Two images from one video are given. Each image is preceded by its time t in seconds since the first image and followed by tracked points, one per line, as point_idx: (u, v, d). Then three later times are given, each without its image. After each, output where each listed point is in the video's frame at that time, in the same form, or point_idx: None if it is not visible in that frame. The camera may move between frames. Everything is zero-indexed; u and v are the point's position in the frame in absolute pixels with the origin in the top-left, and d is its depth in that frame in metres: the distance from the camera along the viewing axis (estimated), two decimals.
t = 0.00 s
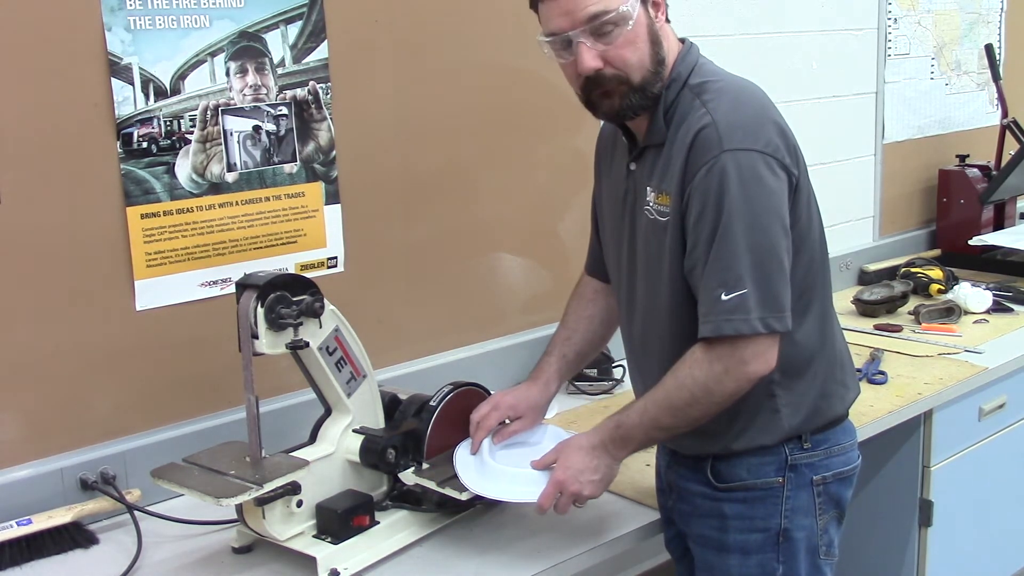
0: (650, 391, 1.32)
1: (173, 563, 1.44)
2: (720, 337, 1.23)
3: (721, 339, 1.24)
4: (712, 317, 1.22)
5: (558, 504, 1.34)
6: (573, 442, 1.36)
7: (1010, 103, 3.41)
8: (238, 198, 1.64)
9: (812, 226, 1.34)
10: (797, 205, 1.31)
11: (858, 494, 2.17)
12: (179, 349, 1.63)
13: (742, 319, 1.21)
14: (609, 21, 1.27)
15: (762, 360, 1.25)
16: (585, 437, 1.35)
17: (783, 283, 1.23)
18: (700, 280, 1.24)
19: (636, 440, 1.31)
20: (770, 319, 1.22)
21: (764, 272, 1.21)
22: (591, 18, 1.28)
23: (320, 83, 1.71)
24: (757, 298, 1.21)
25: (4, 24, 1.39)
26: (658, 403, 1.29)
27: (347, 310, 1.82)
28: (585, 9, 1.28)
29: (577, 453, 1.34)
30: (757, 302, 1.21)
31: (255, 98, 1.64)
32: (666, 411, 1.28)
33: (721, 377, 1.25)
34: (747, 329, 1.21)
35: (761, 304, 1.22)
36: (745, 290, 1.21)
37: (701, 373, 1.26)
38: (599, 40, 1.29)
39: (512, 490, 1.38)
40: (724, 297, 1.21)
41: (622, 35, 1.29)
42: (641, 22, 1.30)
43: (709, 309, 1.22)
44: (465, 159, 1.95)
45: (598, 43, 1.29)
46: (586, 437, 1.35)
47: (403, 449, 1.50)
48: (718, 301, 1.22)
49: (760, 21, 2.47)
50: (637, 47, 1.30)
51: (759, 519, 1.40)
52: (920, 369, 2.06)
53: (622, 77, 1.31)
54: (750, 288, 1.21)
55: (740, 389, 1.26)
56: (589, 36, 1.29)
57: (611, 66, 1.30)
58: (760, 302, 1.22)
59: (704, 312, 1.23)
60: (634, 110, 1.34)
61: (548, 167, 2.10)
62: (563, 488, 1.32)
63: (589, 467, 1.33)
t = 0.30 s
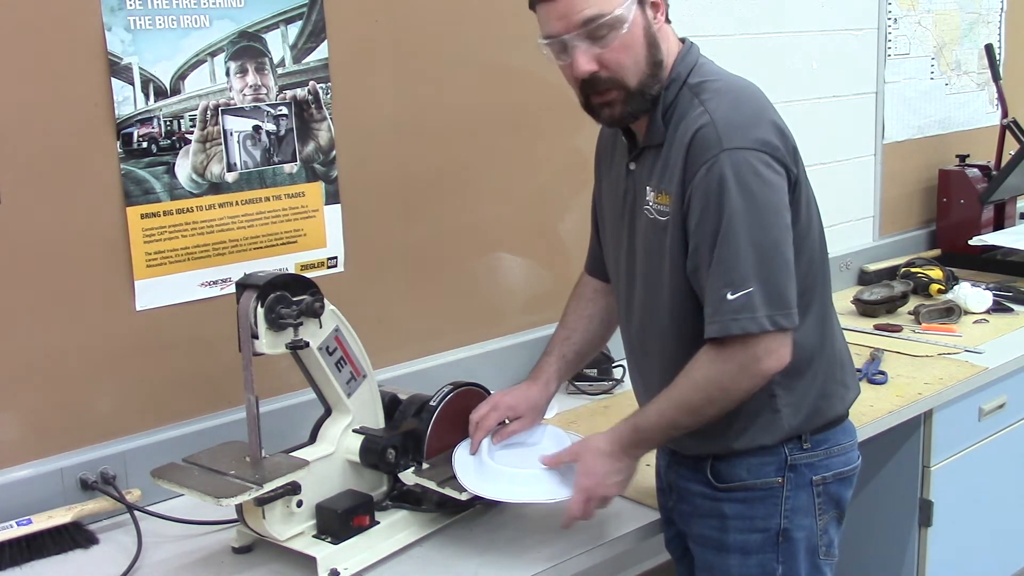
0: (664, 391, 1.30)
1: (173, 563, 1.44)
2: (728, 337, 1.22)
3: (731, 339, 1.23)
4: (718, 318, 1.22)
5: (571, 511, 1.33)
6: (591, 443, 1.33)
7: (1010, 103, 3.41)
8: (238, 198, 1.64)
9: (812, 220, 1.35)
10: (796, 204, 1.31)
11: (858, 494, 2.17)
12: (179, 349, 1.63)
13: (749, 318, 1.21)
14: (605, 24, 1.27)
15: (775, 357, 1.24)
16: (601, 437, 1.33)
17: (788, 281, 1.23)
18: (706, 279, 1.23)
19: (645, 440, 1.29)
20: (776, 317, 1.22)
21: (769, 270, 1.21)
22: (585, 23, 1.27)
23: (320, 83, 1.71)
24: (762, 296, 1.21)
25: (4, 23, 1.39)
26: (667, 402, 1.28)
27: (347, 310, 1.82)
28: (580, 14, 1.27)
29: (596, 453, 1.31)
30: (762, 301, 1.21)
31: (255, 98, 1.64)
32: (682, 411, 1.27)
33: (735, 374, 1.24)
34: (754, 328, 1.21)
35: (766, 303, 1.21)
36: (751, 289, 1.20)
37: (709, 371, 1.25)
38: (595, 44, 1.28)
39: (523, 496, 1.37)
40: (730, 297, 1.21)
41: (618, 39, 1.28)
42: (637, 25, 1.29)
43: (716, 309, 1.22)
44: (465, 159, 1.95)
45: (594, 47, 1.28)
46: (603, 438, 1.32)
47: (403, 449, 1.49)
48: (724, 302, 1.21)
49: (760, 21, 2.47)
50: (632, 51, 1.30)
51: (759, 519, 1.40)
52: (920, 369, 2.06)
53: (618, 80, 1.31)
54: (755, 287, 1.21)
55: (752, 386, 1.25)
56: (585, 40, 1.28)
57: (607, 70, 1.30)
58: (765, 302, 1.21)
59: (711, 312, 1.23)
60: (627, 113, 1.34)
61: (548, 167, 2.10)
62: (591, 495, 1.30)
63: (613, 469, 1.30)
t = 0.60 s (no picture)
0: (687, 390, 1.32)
1: (173, 563, 1.44)
2: (746, 341, 1.23)
3: (748, 343, 1.24)
4: (734, 322, 1.22)
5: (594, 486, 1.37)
6: (621, 435, 1.36)
7: (1010, 103, 3.41)
8: (238, 198, 1.64)
9: (814, 214, 1.35)
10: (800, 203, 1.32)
11: (858, 494, 2.17)
12: (179, 349, 1.63)
13: (764, 320, 1.21)
14: (554, 68, 1.29)
15: (793, 357, 1.25)
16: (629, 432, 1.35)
17: (799, 280, 1.23)
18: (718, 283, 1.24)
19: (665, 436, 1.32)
20: (789, 319, 1.22)
21: (781, 272, 1.21)
22: (538, 64, 1.31)
23: (320, 83, 1.71)
24: (776, 298, 1.22)
25: (4, 23, 1.39)
26: (692, 402, 1.29)
27: (347, 310, 1.82)
28: (535, 55, 1.31)
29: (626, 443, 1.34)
30: (777, 302, 1.22)
31: (255, 98, 1.64)
32: (704, 408, 1.29)
33: (751, 377, 1.25)
34: (771, 330, 1.22)
35: (780, 304, 1.22)
36: (764, 291, 1.21)
37: (729, 374, 1.26)
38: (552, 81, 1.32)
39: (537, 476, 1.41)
40: (744, 301, 1.21)
41: (570, 80, 1.30)
42: (588, 64, 1.29)
43: (730, 314, 1.22)
44: (465, 159, 1.95)
45: (550, 86, 1.32)
46: (634, 431, 1.35)
47: (403, 449, 1.49)
48: (738, 305, 1.21)
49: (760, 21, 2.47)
50: (588, 87, 1.32)
51: (762, 518, 1.40)
52: (920, 369, 2.06)
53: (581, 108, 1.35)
54: (769, 289, 1.21)
55: (772, 387, 1.26)
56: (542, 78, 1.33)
57: (568, 100, 1.34)
58: (779, 304, 1.22)
59: (726, 318, 1.23)
60: (602, 134, 1.38)
61: (548, 167, 2.10)
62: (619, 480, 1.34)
63: (640, 461, 1.33)
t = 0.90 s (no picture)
0: (611, 389, 1.27)
1: (173, 563, 1.44)
2: (700, 343, 1.22)
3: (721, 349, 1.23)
4: (697, 324, 1.21)
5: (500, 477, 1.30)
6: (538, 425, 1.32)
7: (1010, 103, 3.41)
8: (238, 198, 1.64)
9: (817, 229, 1.34)
10: (801, 216, 1.31)
11: (858, 494, 2.17)
12: (179, 349, 1.63)
13: (725, 329, 1.20)
14: (554, 71, 1.29)
15: (719, 372, 1.23)
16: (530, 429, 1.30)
17: (775, 295, 1.22)
18: (688, 285, 1.23)
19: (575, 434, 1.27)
20: (761, 332, 1.21)
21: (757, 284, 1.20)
22: (539, 67, 1.31)
23: (320, 83, 1.71)
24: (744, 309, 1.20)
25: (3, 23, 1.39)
26: (613, 397, 1.25)
27: (348, 310, 1.82)
28: (535, 59, 1.31)
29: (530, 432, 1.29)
30: (747, 311, 1.20)
31: (255, 98, 1.64)
32: (618, 405, 1.25)
33: (682, 380, 1.23)
34: (733, 339, 1.20)
35: (747, 316, 1.20)
36: (733, 300, 1.20)
37: (658, 374, 1.24)
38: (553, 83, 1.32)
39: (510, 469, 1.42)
40: (710, 304, 1.21)
41: (570, 82, 1.30)
42: (588, 66, 1.28)
43: (694, 315, 1.22)
44: (465, 159, 1.95)
45: (551, 87, 1.32)
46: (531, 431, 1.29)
47: (403, 449, 1.50)
48: (704, 307, 1.21)
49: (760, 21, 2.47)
50: (589, 88, 1.31)
51: (765, 518, 1.40)
52: (920, 369, 2.06)
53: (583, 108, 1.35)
54: (738, 298, 1.20)
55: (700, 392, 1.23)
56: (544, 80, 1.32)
57: (570, 101, 1.34)
58: (748, 315, 1.21)
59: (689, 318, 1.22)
60: (607, 133, 1.38)
61: (548, 167, 2.10)
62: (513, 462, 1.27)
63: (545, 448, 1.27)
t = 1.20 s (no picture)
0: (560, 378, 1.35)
1: (174, 563, 1.44)
2: (639, 330, 1.23)
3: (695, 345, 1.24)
4: (638, 308, 1.23)
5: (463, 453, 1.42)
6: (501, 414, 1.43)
7: (1010, 103, 3.41)
8: (238, 198, 1.64)
9: (807, 241, 1.33)
10: (787, 227, 1.30)
11: (857, 494, 2.17)
12: (179, 349, 1.63)
13: (661, 320, 1.22)
14: (553, 68, 1.29)
15: (648, 361, 1.24)
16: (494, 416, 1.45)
17: (727, 297, 1.22)
18: (640, 273, 1.24)
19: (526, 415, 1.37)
20: (705, 331, 1.22)
21: (708, 283, 1.20)
22: (538, 64, 1.31)
23: (320, 83, 1.71)
24: (689, 305, 1.21)
25: (3, 23, 1.39)
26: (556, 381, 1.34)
27: (348, 310, 1.82)
28: (534, 55, 1.31)
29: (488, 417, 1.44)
30: (688, 308, 1.21)
31: (255, 98, 1.64)
32: (556, 390, 1.33)
33: (609, 365, 1.27)
34: (671, 332, 1.22)
35: (690, 311, 1.21)
36: (678, 294, 1.20)
37: (594, 359, 1.29)
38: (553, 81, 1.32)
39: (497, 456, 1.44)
40: (655, 295, 1.21)
41: (569, 80, 1.30)
42: (587, 64, 1.28)
43: (637, 300, 1.23)
44: (465, 159, 1.95)
45: (550, 85, 1.32)
46: (488, 416, 1.45)
47: (403, 449, 1.50)
48: (647, 297, 1.22)
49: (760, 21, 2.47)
50: (588, 86, 1.31)
51: (760, 519, 1.40)
52: (920, 368, 2.06)
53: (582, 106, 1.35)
54: (683, 292, 1.21)
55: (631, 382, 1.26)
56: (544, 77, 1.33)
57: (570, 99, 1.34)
58: (691, 313, 1.21)
59: (632, 301, 1.24)
60: (601, 131, 1.38)
61: (548, 167, 2.10)
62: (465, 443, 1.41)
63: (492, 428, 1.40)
